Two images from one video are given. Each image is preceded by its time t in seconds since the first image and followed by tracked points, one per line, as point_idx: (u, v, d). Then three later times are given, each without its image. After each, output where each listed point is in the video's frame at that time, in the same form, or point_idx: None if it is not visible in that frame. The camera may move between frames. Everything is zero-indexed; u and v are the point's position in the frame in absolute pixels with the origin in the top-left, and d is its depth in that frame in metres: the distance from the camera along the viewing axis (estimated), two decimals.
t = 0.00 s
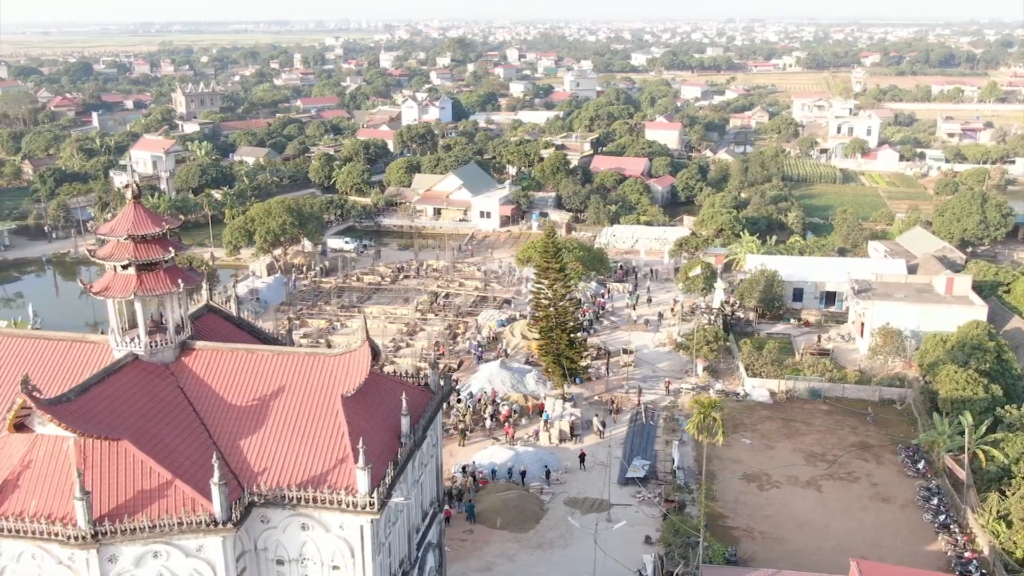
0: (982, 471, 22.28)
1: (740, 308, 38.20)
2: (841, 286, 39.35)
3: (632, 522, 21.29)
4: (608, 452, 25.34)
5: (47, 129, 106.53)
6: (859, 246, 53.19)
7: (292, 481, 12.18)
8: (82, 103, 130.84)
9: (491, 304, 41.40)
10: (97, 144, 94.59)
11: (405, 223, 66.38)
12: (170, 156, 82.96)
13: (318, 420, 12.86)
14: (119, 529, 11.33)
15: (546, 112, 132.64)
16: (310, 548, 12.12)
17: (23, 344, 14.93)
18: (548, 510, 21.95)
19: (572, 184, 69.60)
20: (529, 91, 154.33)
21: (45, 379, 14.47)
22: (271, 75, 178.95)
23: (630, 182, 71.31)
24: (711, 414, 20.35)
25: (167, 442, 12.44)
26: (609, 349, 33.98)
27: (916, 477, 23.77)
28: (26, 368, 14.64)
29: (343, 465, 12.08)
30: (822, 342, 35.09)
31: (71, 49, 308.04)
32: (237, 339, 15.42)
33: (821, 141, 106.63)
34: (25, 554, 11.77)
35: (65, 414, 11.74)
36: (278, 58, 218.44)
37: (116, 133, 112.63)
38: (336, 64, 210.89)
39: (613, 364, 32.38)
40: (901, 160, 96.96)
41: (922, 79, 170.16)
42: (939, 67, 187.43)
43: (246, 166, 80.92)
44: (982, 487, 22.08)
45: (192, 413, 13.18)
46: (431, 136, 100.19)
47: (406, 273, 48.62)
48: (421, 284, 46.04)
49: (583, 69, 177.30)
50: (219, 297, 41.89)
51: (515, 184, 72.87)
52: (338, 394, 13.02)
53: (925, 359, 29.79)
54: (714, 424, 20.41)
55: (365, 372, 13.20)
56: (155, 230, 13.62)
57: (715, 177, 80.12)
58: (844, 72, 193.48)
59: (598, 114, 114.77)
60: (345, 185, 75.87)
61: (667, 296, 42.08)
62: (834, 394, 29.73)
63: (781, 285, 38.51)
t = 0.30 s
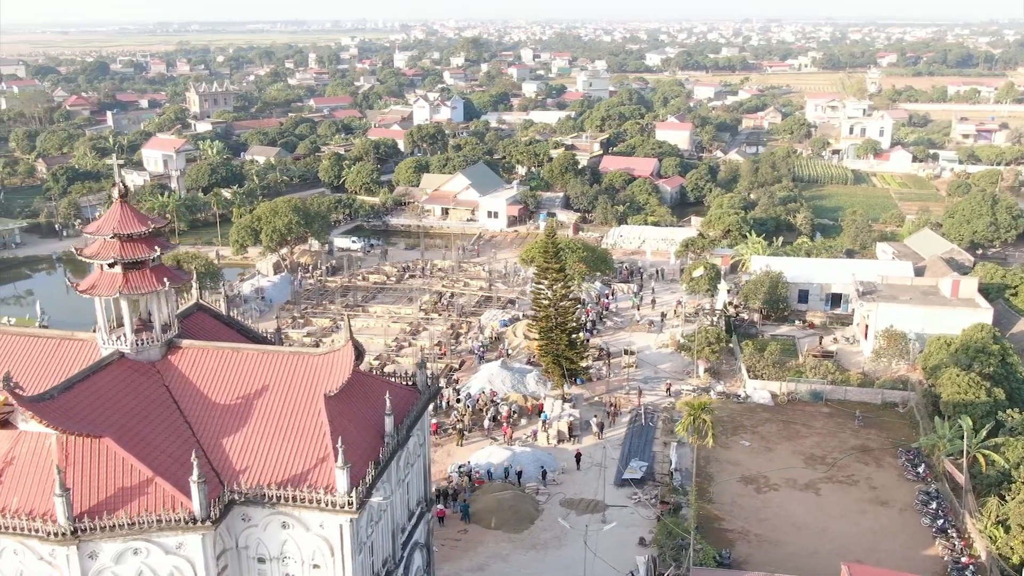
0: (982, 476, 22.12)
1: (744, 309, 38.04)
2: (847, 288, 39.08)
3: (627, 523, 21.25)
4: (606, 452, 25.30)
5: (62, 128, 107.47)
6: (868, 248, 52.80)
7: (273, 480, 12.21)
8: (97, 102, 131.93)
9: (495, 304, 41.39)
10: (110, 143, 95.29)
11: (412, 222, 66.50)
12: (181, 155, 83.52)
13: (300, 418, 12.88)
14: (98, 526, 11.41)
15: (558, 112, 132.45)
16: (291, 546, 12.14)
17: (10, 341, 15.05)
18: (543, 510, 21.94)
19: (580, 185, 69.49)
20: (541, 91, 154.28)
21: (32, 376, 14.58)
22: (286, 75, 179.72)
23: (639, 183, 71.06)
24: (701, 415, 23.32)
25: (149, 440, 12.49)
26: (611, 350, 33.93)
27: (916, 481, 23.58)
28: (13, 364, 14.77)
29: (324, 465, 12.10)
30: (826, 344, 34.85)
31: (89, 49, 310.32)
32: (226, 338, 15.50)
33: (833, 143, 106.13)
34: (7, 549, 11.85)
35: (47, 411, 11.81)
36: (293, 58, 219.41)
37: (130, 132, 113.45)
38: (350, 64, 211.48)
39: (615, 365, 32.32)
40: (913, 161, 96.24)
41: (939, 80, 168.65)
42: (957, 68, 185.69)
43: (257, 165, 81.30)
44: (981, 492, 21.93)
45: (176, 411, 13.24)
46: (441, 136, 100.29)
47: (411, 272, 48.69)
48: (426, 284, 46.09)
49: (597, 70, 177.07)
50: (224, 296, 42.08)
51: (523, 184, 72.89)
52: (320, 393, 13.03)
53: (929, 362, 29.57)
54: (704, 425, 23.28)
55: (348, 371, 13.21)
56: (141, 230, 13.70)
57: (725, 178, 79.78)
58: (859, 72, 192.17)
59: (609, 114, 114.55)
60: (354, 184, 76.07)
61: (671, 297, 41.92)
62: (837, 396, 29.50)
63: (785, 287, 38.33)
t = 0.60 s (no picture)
0: (982, 480, 21.93)
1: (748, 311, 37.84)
2: (853, 290, 38.80)
3: (622, 525, 21.21)
4: (604, 454, 25.25)
5: (76, 127, 108.38)
6: (876, 249, 52.38)
7: (254, 479, 12.25)
8: (112, 101, 132.93)
9: (499, 304, 41.39)
10: (123, 142, 95.97)
11: (420, 222, 66.61)
12: (191, 155, 84.07)
13: (283, 418, 12.92)
14: (78, 523, 11.48)
15: (570, 113, 132.33)
16: (272, 545, 12.17)
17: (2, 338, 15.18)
18: (539, 511, 21.93)
19: (588, 185, 69.39)
20: (553, 91, 154.15)
21: (22, 373, 14.70)
22: (300, 74, 180.40)
23: (648, 184, 70.83)
24: (690, 417, 24.66)
25: (132, 438, 12.55)
26: (613, 351, 33.86)
27: (915, 485, 23.39)
28: (4, 362, 14.89)
29: (304, 465, 12.12)
30: (830, 346, 34.63)
31: (107, 49, 312.78)
32: (215, 337, 15.59)
33: (845, 143, 105.56)
34: None
35: (30, 409, 11.90)
36: (308, 58, 220.26)
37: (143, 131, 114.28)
38: (365, 64, 212.13)
39: (616, 366, 32.25)
40: (926, 163, 95.48)
41: (955, 81, 167.19)
42: (975, 68, 183.96)
43: (267, 165, 81.65)
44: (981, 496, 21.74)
45: (161, 410, 13.31)
46: (452, 136, 100.39)
47: (417, 272, 48.76)
48: (431, 284, 46.16)
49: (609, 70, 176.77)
50: (229, 296, 42.31)
51: (531, 184, 72.86)
52: (304, 393, 13.07)
53: (932, 365, 29.29)
54: (692, 426, 24.65)
55: (332, 371, 13.26)
56: (127, 228, 13.76)
57: (735, 179, 79.42)
58: (875, 73, 190.81)
59: (620, 114, 114.31)
60: (363, 184, 76.29)
61: (676, 298, 41.79)
62: (839, 399, 29.31)
63: (790, 288, 38.11)
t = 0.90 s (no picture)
0: (981, 485, 21.76)
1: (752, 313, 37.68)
2: (859, 292, 38.52)
3: (617, 527, 21.15)
4: (602, 454, 25.20)
5: (90, 127, 109.31)
6: (885, 251, 52.04)
7: (236, 478, 12.30)
8: (126, 100, 133.94)
9: (503, 304, 41.40)
10: (135, 142, 96.63)
11: (428, 222, 66.75)
12: (202, 154, 84.66)
13: (266, 417, 12.97)
14: (59, 520, 11.56)
15: (581, 113, 132.15)
16: (253, 544, 12.20)
17: None
18: (534, 512, 21.91)
19: (595, 186, 69.27)
20: (566, 91, 154.03)
21: (11, 370, 14.81)
22: (314, 74, 181.13)
23: (656, 184, 70.61)
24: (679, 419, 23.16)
25: (116, 436, 12.62)
26: (615, 352, 33.80)
27: (915, 489, 23.24)
28: None
29: (285, 464, 12.16)
30: (833, 349, 34.42)
31: (125, 49, 314.58)
32: (205, 336, 15.68)
33: (858, 144, 104.95)
34: None
35: (13, 406, 11.99)
36: (322, 58, 221.13)
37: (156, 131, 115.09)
38: (379, 63, 212.66)
39: (618, 367, 32.19)
40: (938, 164, 94.71)
41: (971, 81, 165.81)
42: (993, 69, 182.25)
43: (277, 164, 82.05)
44: (980, 501, 21.55)
45: (145, 408, 13.39)
46: (462, 136, 100.47)
47: (423, 272, 48.83)
48: (436, 283, 46.23)
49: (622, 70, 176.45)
50: (235, 295, 42.51)
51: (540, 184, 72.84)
52: (287, 393, 13.11)
53: (936, 368, 29.01)
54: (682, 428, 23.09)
55: (315, 371, 13.28)
56: (114, 228, 13.85)
57: (745, 180, 79.06)
58: (891, 73, 189.48)
59: (631, 114, 114.09)
60: (373, 184, 76.48)
61: (680, 299, 41.67)
62: (840, 402, 29.14)
63: (795, 290, 37.90)
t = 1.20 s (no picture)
0: (981, 489, 21.56)
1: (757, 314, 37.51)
2: (864, 294, 38.26)
3: (612, 528, 21.11)
4: (600, 455, 25.15)
5: (104, 125, 109.99)
6: (893, 253, 51.64)
7: (218, 477, 12.35)
8: (140, 100, 134.76)
9: (507, 305, 41.38)
10: (148, 140, 97.20)
11: (436, 221, 66.85)
12: (212, 153, 85.20)
13: (250, 417, 13.01)
14: (41, 517, 11.66)
15: (593, 113, 131.92)
16: (235, 542, 12.23)
17: None
18: (529, 512, 21.90)
19: (604, 186, 69.11)
20: (578, 91, 153.77)
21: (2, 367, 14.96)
22: (328, 74, 181.65)
23: (665, 184, 70.32)
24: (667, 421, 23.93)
25: (100, 434, 12.70)
26: (617, 353, 33.72)
27: (914, 493, 23.05)
28: None
29: (267, 463, 12.21)
30: (837, 351, 34.19)
31: (143, 49, 317.06)
32: (195, 335, 15.78)
33: (870, 146, 104.23)
34: None
35: None
36: (337, 57, 221.64)
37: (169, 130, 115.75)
38: (393, 63, 212.94)
39: (619, 368, 32.11)
40: (952, 165, 93.84)
41: (988, 82, 164.11)
42: (1011, 70, 180.23)
43: (288, 163, 82.36)
44: (980, 506, 21.35)
45: (131, 407, 13.48)
46: (473, 135, 100.47)
47: (428, 272, 48.88)
48: (441, 283, 46.29)
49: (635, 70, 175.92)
50: (240, 293, 42.67)
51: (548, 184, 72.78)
52: (271, 392, 13.15)
53: (940, 371, 28.72)
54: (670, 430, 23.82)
55: (299, 370, 13.32)
56: (102, 227, 13.94)
57: (755, 181, 78.64)
58: (907, 73, 187.88)
59: (643, 114, 113.79)
60: (381, 183, 76.64)
61: (685, 300, 41.52)
62: (842, 405, 28.98)
63: (799, 292, 37.68)
